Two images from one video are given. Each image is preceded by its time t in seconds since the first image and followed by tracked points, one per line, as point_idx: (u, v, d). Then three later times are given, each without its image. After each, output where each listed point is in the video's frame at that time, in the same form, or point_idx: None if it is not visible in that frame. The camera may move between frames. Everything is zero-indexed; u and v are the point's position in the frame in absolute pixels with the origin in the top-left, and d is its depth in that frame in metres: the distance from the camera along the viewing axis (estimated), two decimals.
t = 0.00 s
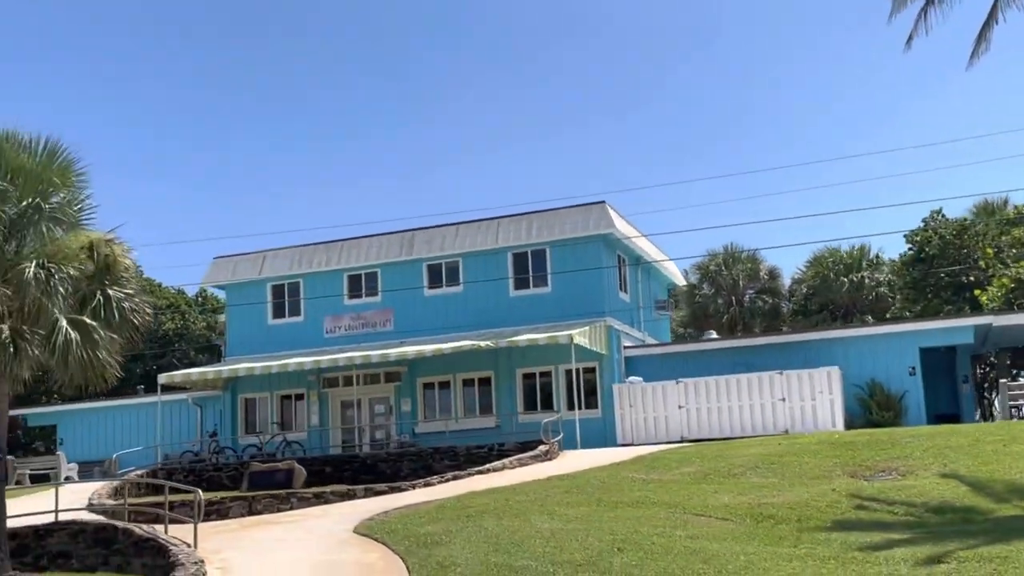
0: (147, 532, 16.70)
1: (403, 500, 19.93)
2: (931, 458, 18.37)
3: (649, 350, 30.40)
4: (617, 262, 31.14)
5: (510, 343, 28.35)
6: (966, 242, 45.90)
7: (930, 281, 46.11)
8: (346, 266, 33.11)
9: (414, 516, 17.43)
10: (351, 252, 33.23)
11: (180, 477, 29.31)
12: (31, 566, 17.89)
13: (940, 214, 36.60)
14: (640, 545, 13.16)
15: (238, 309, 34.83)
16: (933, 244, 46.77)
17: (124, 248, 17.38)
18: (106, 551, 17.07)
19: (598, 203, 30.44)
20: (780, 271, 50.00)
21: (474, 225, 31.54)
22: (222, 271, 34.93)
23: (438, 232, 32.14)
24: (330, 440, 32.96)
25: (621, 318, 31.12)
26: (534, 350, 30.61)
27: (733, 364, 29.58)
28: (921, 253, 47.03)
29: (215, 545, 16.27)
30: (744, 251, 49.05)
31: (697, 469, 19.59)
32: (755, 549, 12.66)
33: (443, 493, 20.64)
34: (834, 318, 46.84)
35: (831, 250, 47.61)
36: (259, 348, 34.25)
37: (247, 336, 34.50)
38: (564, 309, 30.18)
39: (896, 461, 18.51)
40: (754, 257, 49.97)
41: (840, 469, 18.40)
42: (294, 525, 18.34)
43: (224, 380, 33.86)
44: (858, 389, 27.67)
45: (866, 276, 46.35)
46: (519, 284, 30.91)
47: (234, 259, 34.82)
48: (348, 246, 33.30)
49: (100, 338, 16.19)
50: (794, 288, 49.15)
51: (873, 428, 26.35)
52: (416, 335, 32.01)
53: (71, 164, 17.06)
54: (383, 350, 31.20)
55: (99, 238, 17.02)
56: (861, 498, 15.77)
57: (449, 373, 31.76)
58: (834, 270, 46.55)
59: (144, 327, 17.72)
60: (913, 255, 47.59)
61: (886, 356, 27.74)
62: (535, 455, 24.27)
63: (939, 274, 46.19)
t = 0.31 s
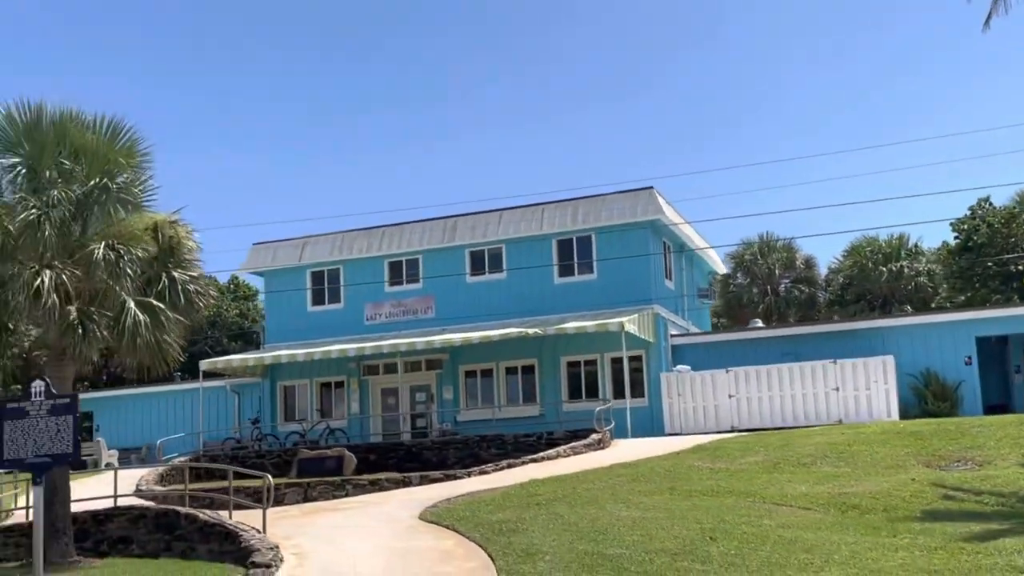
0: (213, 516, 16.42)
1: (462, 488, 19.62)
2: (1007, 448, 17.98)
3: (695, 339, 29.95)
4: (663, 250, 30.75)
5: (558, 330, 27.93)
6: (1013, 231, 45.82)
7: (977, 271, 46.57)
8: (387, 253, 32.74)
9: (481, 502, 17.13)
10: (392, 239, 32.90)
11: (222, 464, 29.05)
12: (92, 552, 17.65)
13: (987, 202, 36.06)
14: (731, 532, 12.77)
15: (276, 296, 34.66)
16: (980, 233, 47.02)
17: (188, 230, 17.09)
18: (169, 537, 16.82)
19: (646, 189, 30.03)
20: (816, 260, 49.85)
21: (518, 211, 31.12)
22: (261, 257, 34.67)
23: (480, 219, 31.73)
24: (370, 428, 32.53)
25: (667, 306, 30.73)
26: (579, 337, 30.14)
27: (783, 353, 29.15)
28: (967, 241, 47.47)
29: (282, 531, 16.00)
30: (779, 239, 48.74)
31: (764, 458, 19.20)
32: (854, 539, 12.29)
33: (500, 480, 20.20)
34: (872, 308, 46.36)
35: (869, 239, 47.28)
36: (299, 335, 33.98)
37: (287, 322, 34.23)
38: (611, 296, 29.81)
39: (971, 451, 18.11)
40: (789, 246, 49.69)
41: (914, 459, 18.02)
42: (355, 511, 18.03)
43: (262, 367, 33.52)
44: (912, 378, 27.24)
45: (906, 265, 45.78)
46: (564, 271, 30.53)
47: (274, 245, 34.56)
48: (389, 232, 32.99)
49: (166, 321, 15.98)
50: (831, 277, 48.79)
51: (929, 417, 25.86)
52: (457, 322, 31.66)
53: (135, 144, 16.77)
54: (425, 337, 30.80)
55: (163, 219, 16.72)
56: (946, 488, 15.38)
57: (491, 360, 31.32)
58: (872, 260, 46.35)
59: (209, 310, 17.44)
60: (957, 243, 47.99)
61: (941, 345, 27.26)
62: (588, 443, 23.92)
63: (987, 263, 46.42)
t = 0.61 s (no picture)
0: (278, 497, 16.16)
1: (523, 471, 19.30)
2: None
3: (741, 323, 29.90)
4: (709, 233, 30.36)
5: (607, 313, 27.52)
6: None
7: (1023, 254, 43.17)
8: (427, 235, 32.28)
9: (548, 485, 16.81)
10: (432, 220, 32.41)
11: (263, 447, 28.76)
12: (154, 532, 17.47)
13: None
14: (826, 518, 12.41)
15: (314, 279, 34.29)
16: None
17: (251, 208, 16.65)
18: (234, 518, 16.63)
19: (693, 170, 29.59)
20: (852, 245, 49.88)
21: (562, 193, 30.67)
22: (298, 239, 34.24)
23: (523, 200, 31.31)
24: (410, 411, 32.21)
25: (712, 289, 30.33)
26: (624, 321, 29.70)
27: (832, 338, 28.94)
28: (1014, 224, 44.35)
29: (351, 513, 15.69)
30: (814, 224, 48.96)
31: (832, 442, 18.83)
32: (957, 525, 11.92)
33: (560, 463, 19.85)
34: (908, 294, 46.21)
35: (906, 224, 47.22)
36: (336, 319, 33.55)
37: (324, 305, 33.83)
38: (657, 279, 29.40)
39: None
40: (824, 230, 49.92)
41: (989, 443, 17.65)
42: (418, 494, 17.73)
43: (301, 350, 33.21)
44: (967, 362, 27.04)
45: (944, 250, 45.58)
46: (608, 253, 30.10)
47: (311, 227, 34.15)
48: (429, 214, 32.48)
49: (233, 300, 15.83)
50: (867, 262, 48.56)
51: (986, 402, 25.65)
52: (499, 306, 31.22)
53: (199, 120, 16.45)
54: (467, 321, 30.40)
55: (229, 197, 16.30)
56: None
57: (533, 344, 30.86)
58: (910, 246, 46.14)
59: (273, 290, 17.09)
60: (1005, 226, 44.91)
61: (996, 329, 27.02)
62: (642, 428, 23.61)
63: None
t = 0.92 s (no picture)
0: (323, 481, 15.91)
1: (564, 455, 19.04)
2: None
3: (772, 307, 29.54)
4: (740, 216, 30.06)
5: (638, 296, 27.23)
6: None
7: None
8: (453, 217, 31.98)
9: (595, 470, 16.54)
10: (458, 202, 32.09)
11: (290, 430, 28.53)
12: (192, 517, 17.20)
13: None
14: (895, 503, 12.13)
15: (337, 261, 33.97)
16: None
17: (295, 186, 16.35)
18: (276, 502, 16.37)
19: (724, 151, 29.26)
20: (874, 231, 49.60)
21: (591, 174, 30.35)
22: (322, 221, 33.93)
23: (552, 181, 30.98)
24: (435, 396, 31.87)
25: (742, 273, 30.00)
26: (654, 305, 29.40)
27: (865, 323, 28.61)
28: None
29: (397, 497, 15.42)
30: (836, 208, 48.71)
31: (879, 427, 18.53)
32: None
33: (601, 448, 19.58)
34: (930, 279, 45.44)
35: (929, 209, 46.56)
36: (361, 302, 33.25)
37: (348, 288, 33.51)
38: (687, 262, 29.09)
39: None
40: (846, 215, 49.78)
41: None
42: (461, 478, 17.46)
43: (325, 333, 32.93)
44: (1002, 347, 26.78)
45: (968, 235, 45.03)
46: (638, 236, 29.79)
47: (335, 209, 33.82)
48: (455, 195, 32.16)
49: (278, 279, 15.51)
50: (889, 249, 48.06)
51: None
52: (526, 290, 30.91)
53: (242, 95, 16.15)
54: (495, 304, 30.11)
55: (272, 174, 15.94)
56: None
57: (561, 328, 30.57)
58: (933, 231, 45.60)
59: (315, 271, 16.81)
60: None
61: None
62: (678, 413, 23.35)
63: None
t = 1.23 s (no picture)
0: (355, 464, 15.76)
1: (593, 439, 18.87)
2: None
3: (790, 292, 29.45)
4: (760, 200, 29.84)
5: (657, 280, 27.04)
6: None
7: None
8: (468, 199, 31.75)
9: (628, 454, 16.37)
10: (475, 184, 31.89)
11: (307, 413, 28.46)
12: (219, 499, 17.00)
13: None
14: (945, 487, 11.92)
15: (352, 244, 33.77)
16: None
17: (325, 165, 16.11)
18: (306, 484, 16.21)
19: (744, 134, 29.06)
20: (884, 215, 49.13)
21: (609, 156, 30.15)
22: (337, 203, 33.72)
23: (569, 163, 30.77)
24: (450, 378, 31.81)
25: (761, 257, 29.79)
26: (673, 288, 29.17)
27: (884, 307, 28.38)
28: None
29: (431, 482, 15.26)
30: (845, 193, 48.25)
31: (910, 411, 18.32)
32: None
33: (629, 431, 19.41)
34: (941, 264, 44.60)
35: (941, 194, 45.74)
36: (375, 284, 33.00)
37: (362, 270, 33.26)
38: (706, 246, 28.91)
39: None
40: (856, 199, 49.35)
41: None
42: (491, 462, 17.32)
43: (339, 316, 32.74)
44: None
45: (980, 220, 44.27)
46: (656, 220, 29.59)
47: (349, 191, 33.60)
48: (471, 177, 31.94)
49: (309, 259, 15.36)
50: (899, 233, 47.70)
51: None
52: (542, 273, 30.71)
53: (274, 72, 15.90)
54: (511, 287, 29.89)
55: (303, 152, 15.72)
56: None
57: (578, 312, 30.38)
58: (944, 216, 44.85)
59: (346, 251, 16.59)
60: None
61: None
62: (701, 397, 23.21)
63: None
